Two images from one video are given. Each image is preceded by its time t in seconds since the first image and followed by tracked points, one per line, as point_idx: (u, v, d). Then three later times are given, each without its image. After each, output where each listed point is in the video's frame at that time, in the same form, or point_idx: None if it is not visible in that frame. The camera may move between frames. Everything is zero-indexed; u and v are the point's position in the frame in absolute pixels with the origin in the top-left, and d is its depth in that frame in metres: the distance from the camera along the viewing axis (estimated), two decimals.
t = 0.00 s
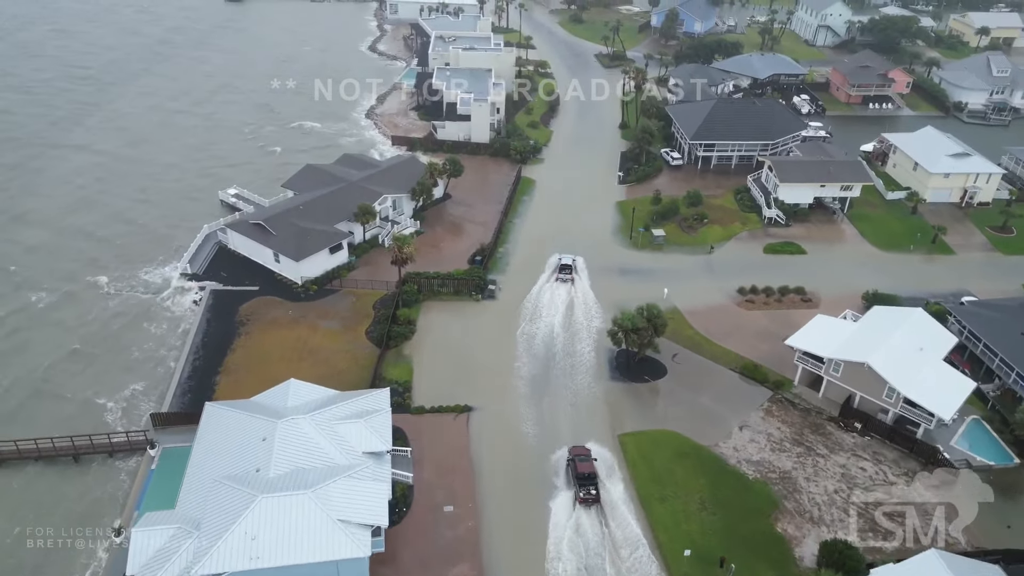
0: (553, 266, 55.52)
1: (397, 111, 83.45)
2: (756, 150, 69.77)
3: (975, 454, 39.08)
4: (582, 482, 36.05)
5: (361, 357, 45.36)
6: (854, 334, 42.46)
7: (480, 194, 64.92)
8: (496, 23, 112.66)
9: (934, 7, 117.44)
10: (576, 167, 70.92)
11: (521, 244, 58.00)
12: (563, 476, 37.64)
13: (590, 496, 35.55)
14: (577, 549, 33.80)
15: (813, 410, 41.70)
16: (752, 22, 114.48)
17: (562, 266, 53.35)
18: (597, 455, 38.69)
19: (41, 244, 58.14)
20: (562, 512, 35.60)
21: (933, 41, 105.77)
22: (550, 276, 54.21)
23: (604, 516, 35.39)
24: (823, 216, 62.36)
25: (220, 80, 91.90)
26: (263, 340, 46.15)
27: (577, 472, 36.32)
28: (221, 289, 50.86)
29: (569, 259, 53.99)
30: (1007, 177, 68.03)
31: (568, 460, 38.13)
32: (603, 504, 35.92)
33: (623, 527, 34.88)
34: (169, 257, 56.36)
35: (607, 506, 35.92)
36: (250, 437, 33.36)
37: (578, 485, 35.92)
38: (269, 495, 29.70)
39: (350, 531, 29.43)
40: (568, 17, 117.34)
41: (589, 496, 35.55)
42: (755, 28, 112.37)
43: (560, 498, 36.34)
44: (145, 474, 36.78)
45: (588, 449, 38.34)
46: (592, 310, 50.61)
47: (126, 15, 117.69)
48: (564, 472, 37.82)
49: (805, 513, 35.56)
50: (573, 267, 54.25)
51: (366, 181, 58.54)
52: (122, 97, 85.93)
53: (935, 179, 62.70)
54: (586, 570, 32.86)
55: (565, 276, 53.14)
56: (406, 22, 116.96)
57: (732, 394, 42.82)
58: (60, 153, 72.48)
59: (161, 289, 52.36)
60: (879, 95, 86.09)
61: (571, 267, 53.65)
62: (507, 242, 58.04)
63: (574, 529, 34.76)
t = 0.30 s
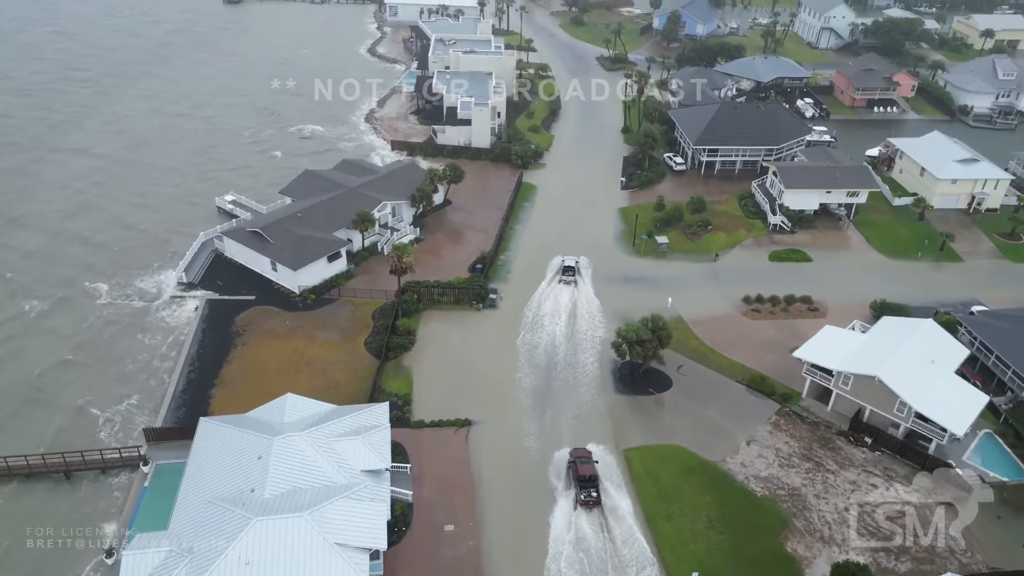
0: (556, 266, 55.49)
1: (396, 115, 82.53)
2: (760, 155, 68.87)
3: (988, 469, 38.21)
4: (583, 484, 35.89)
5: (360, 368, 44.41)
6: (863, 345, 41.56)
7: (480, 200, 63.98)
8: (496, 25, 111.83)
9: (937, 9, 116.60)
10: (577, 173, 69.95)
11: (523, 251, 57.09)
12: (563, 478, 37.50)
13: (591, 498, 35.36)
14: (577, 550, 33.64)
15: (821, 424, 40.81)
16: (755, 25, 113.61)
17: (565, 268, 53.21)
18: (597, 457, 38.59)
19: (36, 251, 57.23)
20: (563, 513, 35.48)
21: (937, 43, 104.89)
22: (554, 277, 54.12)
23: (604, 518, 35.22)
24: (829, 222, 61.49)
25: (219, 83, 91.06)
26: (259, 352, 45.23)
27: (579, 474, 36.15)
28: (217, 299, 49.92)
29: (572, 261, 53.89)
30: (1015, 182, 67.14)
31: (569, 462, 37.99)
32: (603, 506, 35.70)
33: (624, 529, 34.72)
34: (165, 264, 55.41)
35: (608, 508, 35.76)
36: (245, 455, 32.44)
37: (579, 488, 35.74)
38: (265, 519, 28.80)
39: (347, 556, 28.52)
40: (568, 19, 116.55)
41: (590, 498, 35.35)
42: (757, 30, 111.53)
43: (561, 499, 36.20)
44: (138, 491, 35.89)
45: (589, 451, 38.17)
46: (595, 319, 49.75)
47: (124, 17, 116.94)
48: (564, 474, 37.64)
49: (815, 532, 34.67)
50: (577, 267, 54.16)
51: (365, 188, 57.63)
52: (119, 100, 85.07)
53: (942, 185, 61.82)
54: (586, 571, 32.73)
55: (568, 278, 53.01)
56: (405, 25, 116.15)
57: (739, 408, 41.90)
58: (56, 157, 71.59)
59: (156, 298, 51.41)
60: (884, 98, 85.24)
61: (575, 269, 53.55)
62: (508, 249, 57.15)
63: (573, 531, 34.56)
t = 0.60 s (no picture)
0: (558, 268, 55.33)
1: (396, 119, 81.56)
2: (765, 160, 67.96)
3: (1003, 487, 37.20)
4: (585, 486, 35.75)
5: (358, 383, 43.32)
6: (873, 359, 40.56)
7: (480, 207, 62.97)
8: (497, 27, 110.86)
9: (941, 12, 115.67)
10: (579, 178, 68.93)
11: (524, 259, 56.12)
12: (563, 479, 37.42)
13: (592, 501, 35.32)
14: (577, 552, 33.54)
15: (831, 440, 39.81)
16: (757, 27, 112.67)
17: (569, 270, 52.98)
18: (597, 458, 38.57)
19: (30, 257, 56.25)
20: (563, 516, 35.36)
21: (942, 45, 103.91)
22: (557, 280, 53.94)
23: (605, 520, 35.19)
24: (836, 229, 60.53)
25: (216, 85, 90.14)
26: (255, 365, 44.21)
27: (581, 477, 35.89)
28: (212, 310, 48.86)
29: (576, 263, 53.72)
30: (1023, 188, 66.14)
31: (569, 463, 38.07)
32: (604, 509, 35.64)
33: (624, 531, 34.68)
34: (160, 272, 54.37)
35: (609, 510, 35.69)
36: (239, 478, 31.36)
37: (580, 490, 35.64)
38: (258, 546, 27.76)
39: None
40: (569, 21, 115.64)
41: (591, 500, 35.31)
42: (760, 33, 110.63)
43: (562, 501, 36.15)
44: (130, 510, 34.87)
45: (591, 453, 38.10)
46: (599, 330, 48.74)
47: (122, 18, 116.09)
48: (564, 475, 37.60)
49: (826, 554, 33.65)
50: (580, 271, 53.85)
51: (364, 195, 56.61)
52: (116, 102, 84.11)
53: (951, 192, 60.83)
54: None
55: (571, 279, 52.84)
56: (405, 27, 115.27)
57: (747, 423, 40.89)
58: (52, 160, 70.64)
59: (151, 308, 50.37)
60: (889, 102, 84.30)
61: (579, 271, 53.32)
62: (510, 257, 56.18)
63: (574, 533, 34.53)
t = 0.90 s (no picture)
0: (560, 270, 55.21)
1: (395, 123, 80.66)
2: (769, 165, 66.97)
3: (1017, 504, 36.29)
4: (586, 488, 35.60)
5: (356, 396, 42.37)
6: (882, 372, 39.66)
7: (480, 213, 62.07)
8: (497, 29, 110.01)
9: (945, 13, 114.86)
10: (580, 183, 68.08)
11: (525, 267, 55.22)
12: (563, 481, 37.32)
13: (592, 503, 35.19)
14: (576, 560, 33.20)
15: (840, 455, 38.91)
16: (760, 29, 111.86)
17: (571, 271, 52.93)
18: (598, 459, 38.48)
19: (24, 262, 55.38)
20: (563, 520, 35.13)
21: (945, 47, 103.07)
22: (559, 281, 53.88)
23: (604, 523, 35.06)
24: (842, 235, 59.65)
25: (214, 87, 89.31)
26: (251, 377, 43.28)
27: (581, 479, 35.74)
28: (208, 321, 47.89)
29: (579, 265, 53.75)
30: None
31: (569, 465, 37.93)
32: (604, 511, 35.49)
33: (624, 534, 34.52)
34: (155, 280, 53.40)
35: (609, 512, 35.56)
36: (233, 498, 30.42)
37: (581, 492, 35.52)
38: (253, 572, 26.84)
39: None
40: (569, 23, 114.83)
41: (591, 503, 35.17)
42: (762, 34, 109.84)
43: (561, 503, 36.03)
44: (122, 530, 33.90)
45: (591, 455, 37.96)
46: (602, 340, 47.79)
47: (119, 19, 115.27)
48: (563, 477, 37.48)
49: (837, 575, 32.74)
50: (583, 271, 53.95)
51: (362, 202, 55.70)
52: (113, 105, 83.23)
53: (958, 198, 59.96)
54: None
55: (574, 281, 52.72)
56: (404, 29, 114.53)
57: (754, 437, 40.00)
58: (48, 164, 69.78)
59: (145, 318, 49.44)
60: (894, 105, 83.43)
61: (581, 273, 53.29)
62: (511, 265, 55.26)
63: (574, 535, 34.42)
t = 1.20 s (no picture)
0: (563, 271, 55.07)
1: (394, 126, 79.71)
2: (773, 170, 66.04)
3: None
4: (587, 490, 35.33)
5: (354, 408, 41.49)
6: (890, 384, 38.84)
7: (480, 218, 61.19)
8: (497, 31, 109.04)
9: (948, 15, 113.89)
10: (581, 188, 67.25)
11: (526, 274, 54.36)
12: (563, 482, 37.13)
13: (593, 505, 34.89)
14: (577, 564, 32.84)
15: (848, 469, 38.06)
16: (761, 31, 110.96)
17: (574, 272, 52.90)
18: (600, 460, 38.30)
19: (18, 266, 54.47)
20: (562, 523, 34.83)
21: (949, 49, 102.13)
22: (563, 281, 53.83)
23: (605, 524, 34.76)
24: (847, 241, 58.84)
25: (213, 89, 88.41)
26: (247, 389, 42.39)
27: (582, 480, 35.50)
28: (202, 330, 46.94)
29: (582, 265, 53.77)
30: None
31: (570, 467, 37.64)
32: (605, 514, 35.19)
33: (626, 537, 34.24)
34: (150, 287, 52.45)
35: (610, 515, 35.26)
36: (227, 518, 29.49)
37: (582, 493, 35.23)
38: None
39: None
40: (570, 24, 113.88)
41: (592, 505, 34.88)
42: (764, 36, 108.94)
43: (561, 505, 35.77)
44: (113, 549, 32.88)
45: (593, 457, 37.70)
46: (603, 348, 46.95)
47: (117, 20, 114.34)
48: (564, 479, 37.25)
49: None
50: (586, 272, 53.86)
51: (360, 208, 54.85)
52: (110, 107, 82.28)
53: (965, 203, 59.06)
54: None
55: (577, 282, 52.64)
56: (404, 31, 113.65)
57: (760, 449, 39.17)
58: (44, 166, 68.86)
59: (139, 327, 48.50)
60: (898, 108, 82.51)
61: (584, 273, 53.25)
62: (511, 273, 54.36)
63: (575, 537, 34.14)
